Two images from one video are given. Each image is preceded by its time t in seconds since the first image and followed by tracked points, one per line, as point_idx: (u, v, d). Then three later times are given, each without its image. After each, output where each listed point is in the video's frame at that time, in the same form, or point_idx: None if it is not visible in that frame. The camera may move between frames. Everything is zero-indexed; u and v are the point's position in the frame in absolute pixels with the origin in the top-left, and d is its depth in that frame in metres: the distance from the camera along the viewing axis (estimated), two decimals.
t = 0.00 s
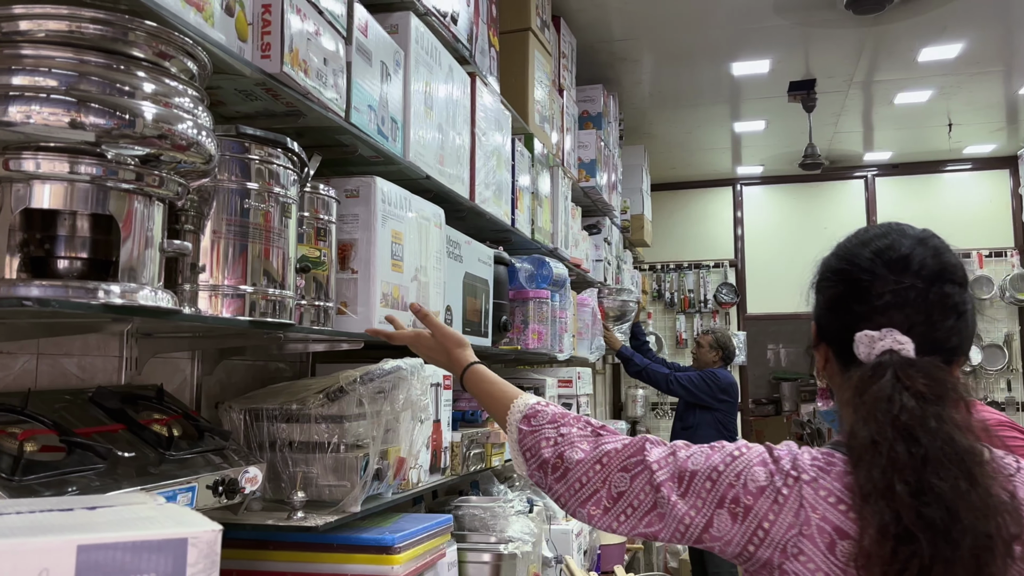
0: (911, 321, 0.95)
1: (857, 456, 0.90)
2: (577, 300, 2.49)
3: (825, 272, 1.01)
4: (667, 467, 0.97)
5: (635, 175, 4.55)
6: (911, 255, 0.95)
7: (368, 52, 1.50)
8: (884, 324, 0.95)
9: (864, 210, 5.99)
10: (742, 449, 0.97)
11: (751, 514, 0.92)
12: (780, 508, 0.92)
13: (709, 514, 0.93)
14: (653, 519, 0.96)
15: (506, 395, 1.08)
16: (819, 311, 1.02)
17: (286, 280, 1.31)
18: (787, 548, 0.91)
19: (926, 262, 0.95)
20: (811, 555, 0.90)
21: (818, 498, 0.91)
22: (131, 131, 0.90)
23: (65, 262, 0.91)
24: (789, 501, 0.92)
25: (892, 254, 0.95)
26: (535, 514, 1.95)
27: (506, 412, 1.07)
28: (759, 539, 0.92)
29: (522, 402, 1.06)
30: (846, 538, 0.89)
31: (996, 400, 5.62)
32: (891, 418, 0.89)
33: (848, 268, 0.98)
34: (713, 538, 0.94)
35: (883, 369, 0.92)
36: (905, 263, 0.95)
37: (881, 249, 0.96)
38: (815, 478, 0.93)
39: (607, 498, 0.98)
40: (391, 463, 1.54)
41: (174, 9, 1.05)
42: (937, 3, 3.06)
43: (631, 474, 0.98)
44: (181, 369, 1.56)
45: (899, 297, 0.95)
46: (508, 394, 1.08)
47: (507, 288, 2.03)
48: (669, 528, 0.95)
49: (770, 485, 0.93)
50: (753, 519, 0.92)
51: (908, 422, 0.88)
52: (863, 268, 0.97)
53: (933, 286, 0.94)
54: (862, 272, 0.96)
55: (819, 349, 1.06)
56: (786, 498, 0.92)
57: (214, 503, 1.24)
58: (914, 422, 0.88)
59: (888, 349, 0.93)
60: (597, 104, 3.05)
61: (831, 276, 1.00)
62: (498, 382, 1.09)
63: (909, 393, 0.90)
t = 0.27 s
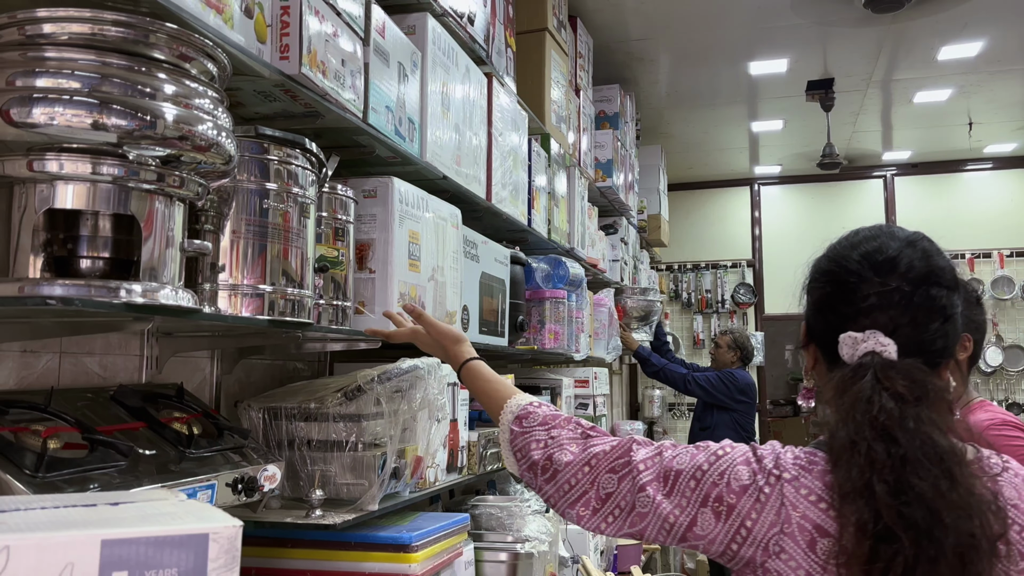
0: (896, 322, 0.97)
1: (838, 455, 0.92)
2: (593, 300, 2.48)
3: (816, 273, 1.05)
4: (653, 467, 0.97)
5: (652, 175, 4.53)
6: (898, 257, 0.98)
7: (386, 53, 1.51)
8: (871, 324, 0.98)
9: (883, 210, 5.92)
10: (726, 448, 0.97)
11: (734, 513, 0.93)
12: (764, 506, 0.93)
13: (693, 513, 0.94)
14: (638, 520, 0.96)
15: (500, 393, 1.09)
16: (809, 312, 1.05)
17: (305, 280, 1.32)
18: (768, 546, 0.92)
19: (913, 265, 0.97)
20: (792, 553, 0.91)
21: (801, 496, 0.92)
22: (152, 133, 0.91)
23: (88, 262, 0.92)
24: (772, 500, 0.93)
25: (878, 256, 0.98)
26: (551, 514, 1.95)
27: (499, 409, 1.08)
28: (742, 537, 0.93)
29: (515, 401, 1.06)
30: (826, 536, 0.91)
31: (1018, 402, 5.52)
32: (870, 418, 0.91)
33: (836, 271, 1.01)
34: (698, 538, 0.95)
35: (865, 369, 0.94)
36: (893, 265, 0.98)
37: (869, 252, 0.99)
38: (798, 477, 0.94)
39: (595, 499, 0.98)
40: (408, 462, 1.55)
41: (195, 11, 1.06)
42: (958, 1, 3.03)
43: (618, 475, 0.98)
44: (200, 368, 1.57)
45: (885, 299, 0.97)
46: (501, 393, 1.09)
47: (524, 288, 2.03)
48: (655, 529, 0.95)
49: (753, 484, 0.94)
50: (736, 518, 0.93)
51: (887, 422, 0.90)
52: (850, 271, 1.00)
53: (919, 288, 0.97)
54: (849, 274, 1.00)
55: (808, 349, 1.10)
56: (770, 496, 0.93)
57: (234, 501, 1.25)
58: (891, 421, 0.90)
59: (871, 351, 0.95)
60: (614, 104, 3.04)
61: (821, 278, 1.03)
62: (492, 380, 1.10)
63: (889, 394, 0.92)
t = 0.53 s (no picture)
0: (891, 333, 0.99)
1: (831, 470, 0.93)
2: (604, 301, 2.48)
3: (814, 283, 1.07)
4: (648, 480, 0.97)
5: (663, 176, 4.53)
6: (895, 268, 0.99)
7: (399, 56, 1.52)
8: (866, 335, 1.00)
9: (895, 211, 5.89)
10: (720, 459, 0.98)
11: (730, 524, 0.94)
12: (759, 517, 0.93)
13: (689, 525, 0.95)
14: (633, 533, 0.97)
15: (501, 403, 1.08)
16: (807, 321, 1.08)
17: (320, 281, 1.33)
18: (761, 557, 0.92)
19: (910, 276, 0.99)
20: (787, 563, 0.92)
21: (796, 508, 0.93)
22: (170, 136, 0.93)
23: (106, 264, 0.93)
24: (767, 511, 0.93)
25: (874, 266, 0.99)
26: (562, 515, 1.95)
27: (498, 418, 1.07)
28: (738, 548, 0.93)
29: (515, 411, 1.06)
30: (822, 546, 0.91)
31: None
32: (863, 432, 0.92)
33: (833, 281, 1.03)
34: (694, 550, 0.95)
35: (858, 383, 0.96)
36: (889, 276, 0.99)
37: (865, 263, 1.01)
38: (793, 489, 0.94)
39: (590, 513, 0.98)
40: (420, 463, 1.55)
41: (213, 15, 1.07)
42: (972, 3, 3.01)
43: (613, 489, 0.98)
44: (215, 368, 1.58)
45: (881, 310, 0.99)
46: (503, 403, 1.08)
47: (535, 290, 2.04)
48: (650, 541, 0.96)
49: (748, 495, 0.94)
50: (731, 530, 0.93)
51: (878, 436, 0.91)
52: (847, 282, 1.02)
53: (916, 299, 0.98)
54: (846, 285, 1.01)
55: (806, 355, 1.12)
56: (764, 508, 0.93)
57: (248, 500, 1.26)
58: (881, 437, 0.91)
59: (865, 364, 0.98)
60: (626, 106, 3.04)
61: (818, 289, 1.05)
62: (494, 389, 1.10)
63: (881, 408, 0.93)
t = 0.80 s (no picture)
0: (893, 339, 1.00)
1: (842, 476, 0.94)
2: (613, 305, 2.49)
3: (818, 292, 1.08)
4: (660, 504, 0.97)
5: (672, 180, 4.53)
6: (896, 275, 1.00)
7: (412, 62, 1.53)
8: (870, 341, 1.01)
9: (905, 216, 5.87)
10: (733, 480, 0.98)
11: (748, 546, 0.93)
12: (778, 536, 0.92)
13: (707, 547, 0.94)
14: (648, 559, 0.96)
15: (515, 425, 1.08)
16: (811, 329, 1.09)
17: (332, 285, 1.34)
18: None
19: (912, 282, 1.00)
20: None
21: (815, 525, 0.93)
22: (187, 143, 0.93)
23: (124, 268, 0.93)
24: (785, 529, 0.93)
25: (876, 274, 1.01)
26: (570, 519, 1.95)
27: (513, 440, 1.07)
28: (758, 570, 0.92)
29: (529, 435, 1.05)
30: (843, 564, 0.90)
31: None
32: (870, 437, 0.93)
33: (836, 289, 1.04)
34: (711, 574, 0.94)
35: (864, 388, 0.97)
36: (891, 283, 1.00)
37: (867, 270, 1.02)
38: (809, 507, 0.94)
39: (601, 542, 0.98)
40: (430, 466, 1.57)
41: (230, 23, 1.08)
42: (984, 9, 2.99)
43: (624, 516, 0.98)
44: (228, 371, 1.60)
45: (883, 317, 1.00)
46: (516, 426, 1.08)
47: (544, 294, 2.04)
48: (666, 567, 0.95)
49: (765, 515, 0.94)
50: (750, 551, 0.93)
51: (885, 440, 0.92)
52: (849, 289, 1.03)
53: (918, 305, 0.99)
54: (848, 293, 1.03)
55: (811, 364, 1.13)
56: (783, 526, 0.93)
57: (260, 502, 1.28)
58: (888, 441, 0.92)
59: (870, 368, 0.99)
60: (636, 110, 3.05)
61: (822, 297, 1.06)
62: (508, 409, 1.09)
63: (888, 414, 0.94)
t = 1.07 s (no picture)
0: (889, 348, 1.02)
1: (845, 484, 0.95)
2: (608, 307, 2.49)
3: (816, 298, 1.10)
4: (671, 515, 0.97)
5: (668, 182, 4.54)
6: (895, 286, 1.02)
7: (409, 64, 1.54)
8: (866, 349, 1.03)
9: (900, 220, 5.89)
10: (744, 486, 0.99)
11: (764, 551, 0.93)
12: (794, 540, 0.93)
13: (723, 555, 0.94)
14: (662, 570, 0.95)
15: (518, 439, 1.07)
16: (808, 335, 1.10)
17: (327, 286, 1.34)
18: None
19: (909, 294, 1.02)
20: None
21: (830, 529, 0.93)
22: (183, 144, 0.94)
23: (119, 270, 0.94)
24: (801, 534, 0.93)
25: (876, 284, 1.02)
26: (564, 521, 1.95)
27: (516, 452, 1.06)
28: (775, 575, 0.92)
29: (532, 448, 1.04)
30: (858, 565, 0.91)
31: None
32: (871, 444, 0.94)
33: (834, 298, 1.06)
34: None
35: (862, 397, 0.98)
36: (889, 294, 1.02)
37: (866, 280, 1.04)
38: (822, 512, 0.95)
39: (610, 556, 0.97)
40: (423, 467, 1.57)
41: (226, 25, 1.08)
42: (980, 14, 3.00)
43: (634, 528, 0.97)
44: (222, 372, 1.60)
45: (881, 326, 1.02)
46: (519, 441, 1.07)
47: (539, 295, 2.05)
48: None
49: (779, 520, 0.94)
50: (767, 557, 0.92)
51: (887, 448, 0.93)
52: (848, 298, 1.05)
53: (914, 316, 1.02)
54: (847, 302, 1.05)
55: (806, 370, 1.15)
56: (798, 530, 0.93)
57: (254, 502, 1.28)
58: (890, 448, 0.93)
59: (867, 378, 1.01)
60: (632, 112, 3.05)
61: (820, 303, 1.08)
62: (510, 424, 1.08)
63: (888, 422, 0.95)
